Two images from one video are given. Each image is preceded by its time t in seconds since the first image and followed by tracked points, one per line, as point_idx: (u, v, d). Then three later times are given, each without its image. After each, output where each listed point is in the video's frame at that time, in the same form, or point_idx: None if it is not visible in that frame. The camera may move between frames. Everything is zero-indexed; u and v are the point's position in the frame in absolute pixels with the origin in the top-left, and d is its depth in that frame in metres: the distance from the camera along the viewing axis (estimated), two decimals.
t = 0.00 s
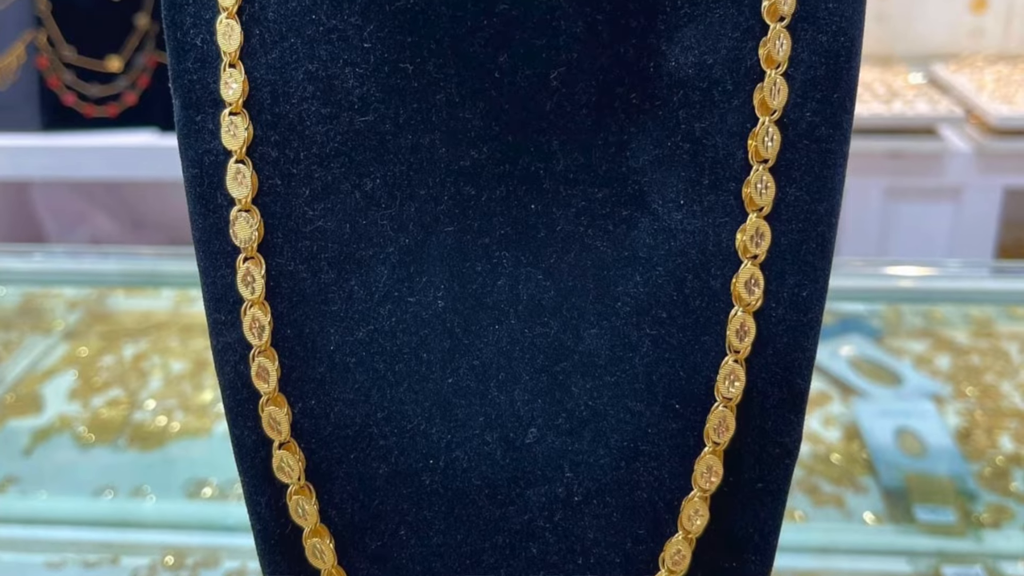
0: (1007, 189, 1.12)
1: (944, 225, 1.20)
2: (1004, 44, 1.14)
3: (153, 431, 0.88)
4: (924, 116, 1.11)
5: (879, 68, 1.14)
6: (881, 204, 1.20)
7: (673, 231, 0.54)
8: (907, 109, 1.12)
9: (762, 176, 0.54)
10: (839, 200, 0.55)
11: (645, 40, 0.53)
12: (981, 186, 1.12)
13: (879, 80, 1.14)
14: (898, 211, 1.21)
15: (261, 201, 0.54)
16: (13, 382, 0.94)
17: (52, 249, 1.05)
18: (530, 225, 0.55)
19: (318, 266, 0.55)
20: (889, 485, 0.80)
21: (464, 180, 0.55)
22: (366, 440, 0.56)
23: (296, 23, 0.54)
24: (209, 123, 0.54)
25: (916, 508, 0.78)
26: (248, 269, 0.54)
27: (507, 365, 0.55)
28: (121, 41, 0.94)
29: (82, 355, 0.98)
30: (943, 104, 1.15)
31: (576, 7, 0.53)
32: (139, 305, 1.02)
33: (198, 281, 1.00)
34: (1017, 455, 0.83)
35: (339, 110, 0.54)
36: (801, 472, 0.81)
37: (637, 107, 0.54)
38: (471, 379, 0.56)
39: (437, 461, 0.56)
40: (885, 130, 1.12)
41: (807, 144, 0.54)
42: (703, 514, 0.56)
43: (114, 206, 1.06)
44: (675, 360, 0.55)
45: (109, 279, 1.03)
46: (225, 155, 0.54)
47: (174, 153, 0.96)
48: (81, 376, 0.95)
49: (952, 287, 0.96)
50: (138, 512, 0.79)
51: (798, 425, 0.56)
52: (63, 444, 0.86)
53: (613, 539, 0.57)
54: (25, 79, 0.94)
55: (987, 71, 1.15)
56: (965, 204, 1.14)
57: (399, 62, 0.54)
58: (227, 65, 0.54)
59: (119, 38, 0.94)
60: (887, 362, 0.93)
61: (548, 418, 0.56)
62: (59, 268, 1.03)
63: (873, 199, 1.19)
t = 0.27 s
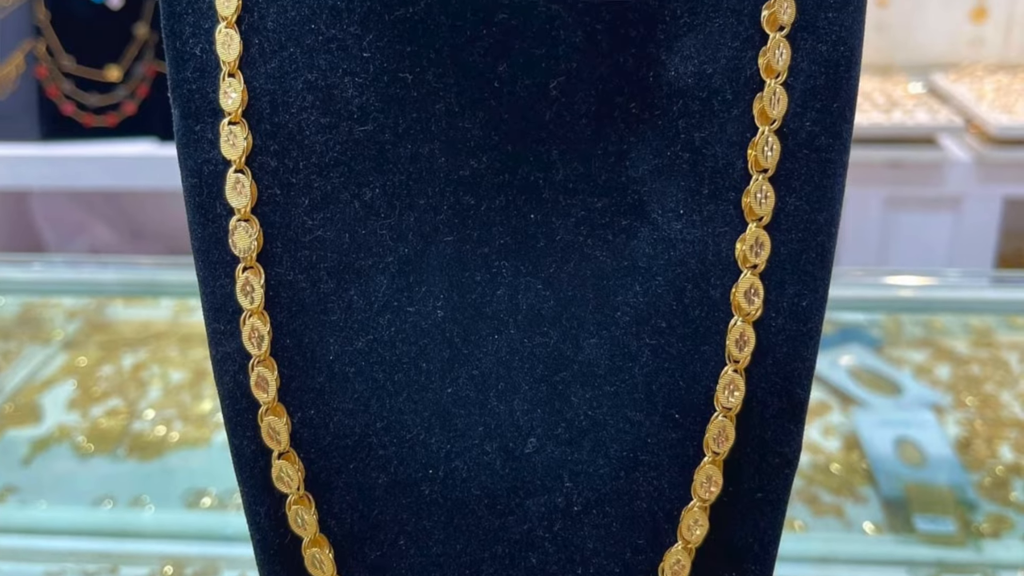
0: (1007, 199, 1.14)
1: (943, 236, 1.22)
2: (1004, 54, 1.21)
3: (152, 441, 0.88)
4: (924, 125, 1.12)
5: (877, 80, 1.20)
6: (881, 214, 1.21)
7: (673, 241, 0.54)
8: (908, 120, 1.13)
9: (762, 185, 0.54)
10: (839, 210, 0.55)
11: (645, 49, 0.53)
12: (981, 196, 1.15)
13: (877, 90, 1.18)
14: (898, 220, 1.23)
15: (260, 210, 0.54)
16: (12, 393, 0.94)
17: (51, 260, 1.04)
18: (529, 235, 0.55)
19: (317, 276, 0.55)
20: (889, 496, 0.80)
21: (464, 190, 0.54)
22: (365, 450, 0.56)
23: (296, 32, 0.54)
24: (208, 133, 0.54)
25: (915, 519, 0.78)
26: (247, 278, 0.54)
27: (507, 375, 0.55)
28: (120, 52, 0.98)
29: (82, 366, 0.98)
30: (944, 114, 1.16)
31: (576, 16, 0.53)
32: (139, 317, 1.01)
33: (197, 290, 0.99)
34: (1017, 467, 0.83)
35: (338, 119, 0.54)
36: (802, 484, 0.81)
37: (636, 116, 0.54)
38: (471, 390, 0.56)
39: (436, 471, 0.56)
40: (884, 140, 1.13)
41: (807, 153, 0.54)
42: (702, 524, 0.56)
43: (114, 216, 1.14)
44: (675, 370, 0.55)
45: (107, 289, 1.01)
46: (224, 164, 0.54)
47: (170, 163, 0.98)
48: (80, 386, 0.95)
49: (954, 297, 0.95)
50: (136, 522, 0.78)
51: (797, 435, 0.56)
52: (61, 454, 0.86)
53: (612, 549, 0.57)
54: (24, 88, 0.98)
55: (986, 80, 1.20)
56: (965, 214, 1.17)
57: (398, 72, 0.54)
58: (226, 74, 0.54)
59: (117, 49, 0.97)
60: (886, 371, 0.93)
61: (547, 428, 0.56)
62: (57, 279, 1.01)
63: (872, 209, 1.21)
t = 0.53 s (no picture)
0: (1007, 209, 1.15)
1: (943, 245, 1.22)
2: (1005, 63, 1.25)
3: (151, 451, 0.88)
4: (923, 135, 1.14)
5: (876, 91, 1.26)
6: (881, 224, 1.21)
7: (672, 250, 0.54)
8: (907, 129, 1.14)
9: (761, 195, 0.54)
10: (839, 219, 0.55)
11: (644, 59, 0.53)
12: (981, 207, 1.14)
13: (877, 100, 1.23)
14: (897, 232, 1.22)
15: (259, 220, 0.54)
16: (11, 403, 0.93)
17: (51, 270, 1.05)
18: (529, 245, 0.55)
19: (316, 285, 0.55)
20: (888, 505, 0.79)
21: (463, 200, 0.54)
22: (365, 460, 0.56)
23: (295, 42, 0.54)
24: (207, 142, 0.54)
25: (915, 528, 0.77)
26: (246, 288, 0.54)
27: (506, 385, 0.55)
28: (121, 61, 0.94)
29: (81, 376, 0.97)
30: (944, 124, 1.18)
31: (575, 26, 0.53)
32: (139, 326, 1.01)
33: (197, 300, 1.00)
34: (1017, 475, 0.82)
35: (337, 129, 0.54)
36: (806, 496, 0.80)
37: (636, 126, 0.54)
38: (471, 399, 0.56)
39: (435, 481, 0.56)
40: (883, 149, 1.15)
41: (807, 163, 0.54)
42: (702, 534, 0.56)
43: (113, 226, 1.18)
44: (674, 380, 0.55)
45: (106, 299, 1.02)
46: (224, 174, 0.54)
47: (172, 173, 0.96)
48: (79, 396, 0.94)
49: (954, 307, 0.95)
50: (136, 532, 0.77)
51: (796, 445, 0.56)
52: (60, 464, 0.85)
53: (612, 559, 0.57)
54: (24, 99, 0.95)
55: (986, 90, 1.22)
56: (965, 224, 1.17)
57: (398, 81, 0.54)
58: (225, 84, 0.54)
59: (117, 58, 0.94)
60: (886, 381, 0.93)
61: (547, 438, 0.56)
62: (57, 288, 1.02)
63: (872, 218, 1.20)
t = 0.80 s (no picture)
0: (1007, 218, 1.18)
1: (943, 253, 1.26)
2: (1004, 73, 1.29)
3: (150, 460, 0.87)
4: (922, 145, 1.15)
5: (876, 100, 1.29)
6: (880, 234, 1.25)
7: (672, 260, 0.54)
8: (907, 139, 1.16)
9: (761, 205, 0.54)
10: (839, 228, 0.54)
11: (644, 68, 0.53)
12: (981, 216, 1.18)
13: (877, 109, 1.26)
14: (898, 240, 1.26)
15: (259, 230, 0.54)
16: (10, 412, 0.92)
17: (50, 279, 1.05)
18: (528, 254, 0.55)
19: (315, 295, 0.55)
20: (888, 515, 0.79)
21: (462, 210, 0.54)
22: (364, 470, 0.56)
23: (294, 51, 0.54)
24: (207, 152, 0.54)
25: (915, 538, 0.77)
26: (245, 298, 0.54)
27: (506, 396, 0.55)
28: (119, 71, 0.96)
29: (80, 386, 0.96)
30: (944, 134, 1.20)
31: (575, 35, 0.53)
32: (138, 335, 1.01)
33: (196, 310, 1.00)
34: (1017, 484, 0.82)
35: (336, 138, 0.54)
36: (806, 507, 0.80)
37: (635, 136, 0.54)
38: (470, 409, 0.56)
39: (435, 491, 0.56)
40: (884, 159, 1.16)
41: (807, 173, 0.54)
42: (702, 543, 0.56)
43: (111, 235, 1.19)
44: (674, 390, 0.55)
45: (105, 309, 1.02)
46: (223, 184, 0.54)
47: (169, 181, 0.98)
48: (79, 406, 0.94)
49: (955, 317, 0.95)
50: (135, 542, 0.77)
51: (796, 454, 0.56)
52: (59, 473, 0.85)
53: (611, 569, 0.57)
54: (23, 108, 0.97)
55: (986, 100, 1.26)
56: (966, 234, 1.20)
57: (397, 91, 0.54)
58: (225, 93, 0.54)
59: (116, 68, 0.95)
60: (886, 391, 0.92)
61: (546, 448, 0.56)
62: (56, 298, 1.02)
63: (872, 228, 1.25)
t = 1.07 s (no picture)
0: (1006, 229, 1.18)
1: (944, 265, 1.25)
2: (1004, 84, 1.32)
3: (149, 471, 0.86)
4: (921, 154, 1.18)
5: (877, 109, 1.30)
6: (880, 243, 1.24)
7: (671, 269, 0.54)
8: (906, 148, 1.18)
9: (761, 215, 0.54)
10: (838, 238, 0.54)
11: (643, 78, 0.54)
12: (980, 225, 1.18)
13: (877, 119, 1.27)
14: (897, 250, 1.25)
15: (258, 239, 0.54)
16: (8, 422, 0.91)
17: (49, 289, 1.05)
18: (527, 264, 0.55)
19: (314, 305, 0.55)
20: (888, 525, 0.78)
21: (462, 219, 0.54)
22: (363, 480, 0.56)
23: (293, 61, 0.54)
24: (206, 162, 0.54)
25: (914, 548, 0.76)
26: (245, 307, 0.54)
27: (505, 405, 0.55)
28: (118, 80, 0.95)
29: (78, 396, 0.95)
30: (944, 143, 1.22)
31: (574, 45, 0.53)
32: (136, 345, 1.01)
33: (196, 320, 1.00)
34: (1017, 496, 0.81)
35: (336, 148, 0.54)
36: (806, 515, 0.79)
37: (635, 145, 0.54)
38: (470, 419, 0.55)
39: (434, 501, 0.56)
40: (883, 168, 1.18)
41: (806, 182, 0.54)
42: (701, 554, 0.56)
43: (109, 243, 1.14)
44: (673, 400, 0.55)
45: (105, 318, 1.02)
46: (223, 193, 0.54)
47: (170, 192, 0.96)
48: (78, 416, 0.92)
49: (954, 326, 0.96)
50: (134, 552, 0.75)
51: (796, 464, 0.56)
52: (58, 483, 0.83)
53: None
54: (22, 118, 0.95)
55: (985, 110, 1.28)
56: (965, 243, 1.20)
57: (397, 100, 0.54)
58: (224, 103, 0.54)
59: (116, 77, 0.95)
60: (885, 401, 0.92)
61: (545, 457, 0.56)
62: (55, 308, 1.02)
63: (872, 238, 1.24)
